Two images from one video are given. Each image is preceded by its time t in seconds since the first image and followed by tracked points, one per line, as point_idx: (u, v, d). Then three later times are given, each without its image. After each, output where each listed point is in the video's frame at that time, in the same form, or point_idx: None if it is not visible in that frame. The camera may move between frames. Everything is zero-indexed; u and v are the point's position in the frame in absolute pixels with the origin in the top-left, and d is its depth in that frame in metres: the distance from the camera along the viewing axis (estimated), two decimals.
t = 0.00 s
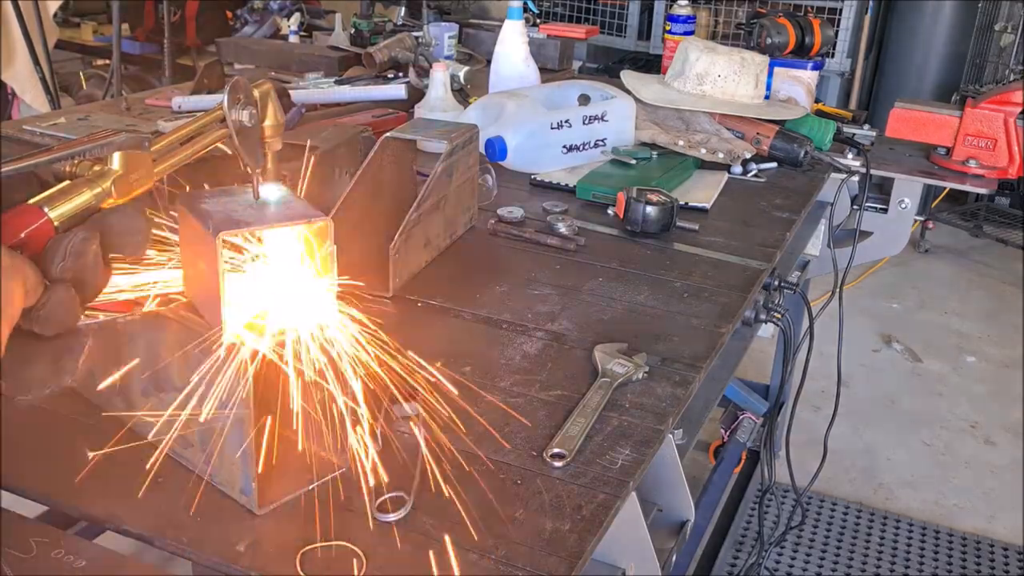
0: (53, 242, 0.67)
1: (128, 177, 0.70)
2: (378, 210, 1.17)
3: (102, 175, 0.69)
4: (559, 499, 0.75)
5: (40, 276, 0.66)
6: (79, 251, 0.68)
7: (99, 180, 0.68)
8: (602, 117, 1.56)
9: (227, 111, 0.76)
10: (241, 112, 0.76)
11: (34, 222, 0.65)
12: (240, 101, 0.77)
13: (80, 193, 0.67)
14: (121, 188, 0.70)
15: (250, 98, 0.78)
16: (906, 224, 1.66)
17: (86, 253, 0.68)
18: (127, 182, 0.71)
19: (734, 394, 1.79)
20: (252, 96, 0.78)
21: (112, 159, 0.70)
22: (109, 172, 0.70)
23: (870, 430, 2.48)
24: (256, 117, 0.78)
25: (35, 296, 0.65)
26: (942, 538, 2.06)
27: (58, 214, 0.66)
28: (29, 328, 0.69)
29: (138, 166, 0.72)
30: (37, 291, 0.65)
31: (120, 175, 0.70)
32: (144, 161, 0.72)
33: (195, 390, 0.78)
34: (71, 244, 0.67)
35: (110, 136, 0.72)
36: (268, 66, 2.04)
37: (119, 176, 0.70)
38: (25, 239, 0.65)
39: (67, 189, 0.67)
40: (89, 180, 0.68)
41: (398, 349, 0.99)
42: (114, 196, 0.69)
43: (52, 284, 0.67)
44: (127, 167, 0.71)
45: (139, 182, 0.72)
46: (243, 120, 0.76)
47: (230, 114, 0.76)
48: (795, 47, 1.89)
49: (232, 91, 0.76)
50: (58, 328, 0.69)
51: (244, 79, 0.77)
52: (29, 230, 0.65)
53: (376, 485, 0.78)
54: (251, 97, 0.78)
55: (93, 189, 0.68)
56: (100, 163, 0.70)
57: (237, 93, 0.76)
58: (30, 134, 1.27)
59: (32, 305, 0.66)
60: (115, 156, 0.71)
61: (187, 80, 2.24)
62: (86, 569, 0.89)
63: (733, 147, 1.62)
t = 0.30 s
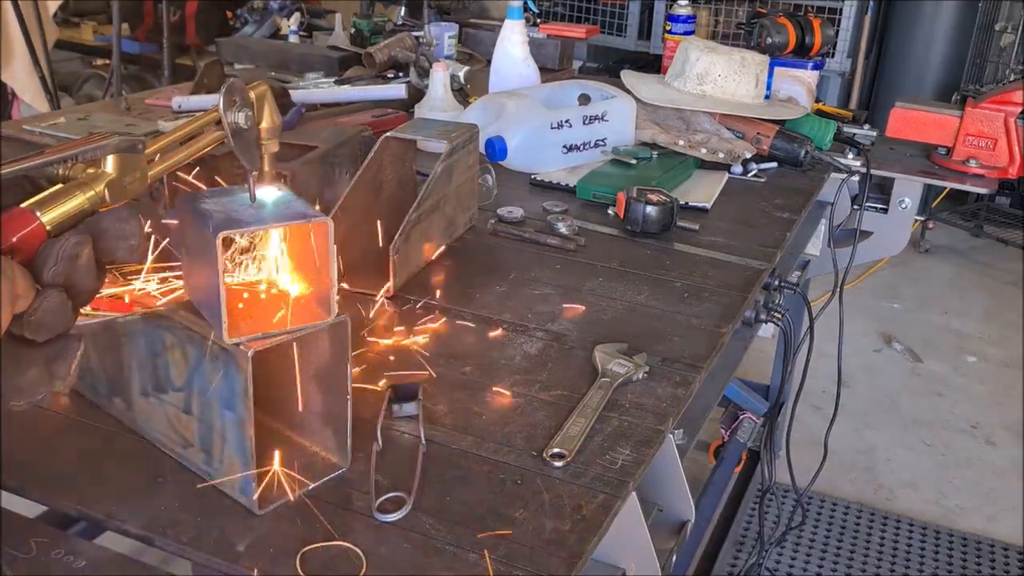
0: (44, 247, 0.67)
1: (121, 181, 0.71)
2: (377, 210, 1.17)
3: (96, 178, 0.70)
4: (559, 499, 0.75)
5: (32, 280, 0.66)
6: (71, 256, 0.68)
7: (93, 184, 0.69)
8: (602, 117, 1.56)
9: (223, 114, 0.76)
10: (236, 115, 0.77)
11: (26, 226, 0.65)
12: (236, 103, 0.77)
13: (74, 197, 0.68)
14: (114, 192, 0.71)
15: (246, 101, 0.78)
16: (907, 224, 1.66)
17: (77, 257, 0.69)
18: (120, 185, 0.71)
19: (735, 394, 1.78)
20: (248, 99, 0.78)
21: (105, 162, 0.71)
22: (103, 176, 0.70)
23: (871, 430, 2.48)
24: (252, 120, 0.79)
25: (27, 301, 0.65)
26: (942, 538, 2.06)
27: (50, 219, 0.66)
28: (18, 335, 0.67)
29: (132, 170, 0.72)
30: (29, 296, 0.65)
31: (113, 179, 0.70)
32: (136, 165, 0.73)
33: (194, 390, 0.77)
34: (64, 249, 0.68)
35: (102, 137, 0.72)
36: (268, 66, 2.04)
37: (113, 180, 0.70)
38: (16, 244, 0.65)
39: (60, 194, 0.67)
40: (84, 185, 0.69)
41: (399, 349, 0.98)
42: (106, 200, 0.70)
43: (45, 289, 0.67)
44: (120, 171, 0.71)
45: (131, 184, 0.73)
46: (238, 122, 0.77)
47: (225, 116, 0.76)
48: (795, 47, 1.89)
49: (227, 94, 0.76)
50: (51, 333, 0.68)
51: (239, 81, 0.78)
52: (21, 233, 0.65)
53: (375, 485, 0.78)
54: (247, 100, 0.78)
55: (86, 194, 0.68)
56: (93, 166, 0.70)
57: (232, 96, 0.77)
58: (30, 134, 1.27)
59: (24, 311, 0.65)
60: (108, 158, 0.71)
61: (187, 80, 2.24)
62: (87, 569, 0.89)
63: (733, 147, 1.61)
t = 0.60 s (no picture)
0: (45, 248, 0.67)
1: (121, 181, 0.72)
2: (377, 210, 1.17)
3: (96, 178, 0.71)
4: (559, 499, 0.75)
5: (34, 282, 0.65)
6: (72, 257, 0.67)
7: (92, 185, 0.70)
8: (602, 117, 1.56)
9: (224, 115, 0.77)
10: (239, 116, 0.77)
11: (27, 226, 0.65)
12: (236, 104, 0.78)
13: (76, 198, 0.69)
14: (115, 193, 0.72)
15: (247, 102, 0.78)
16: (906, 225, 1.66)
17: (78, 258, 0.67)
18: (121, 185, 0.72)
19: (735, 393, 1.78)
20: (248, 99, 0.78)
21: (105, 163, 0.71)
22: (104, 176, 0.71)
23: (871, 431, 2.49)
24: (252, 120, 0.79)
25: (29, 302, 0.64)
26: (942, 538, 2.07)
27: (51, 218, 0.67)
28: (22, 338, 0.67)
29: (132, 170, 0.73)
30: (31, 297, 0.64)
31: (113, 179, 0.71)
32: (136, 165, 0.73)
33: (194, 389, 0.78)
34: (64, 250, 0.67)
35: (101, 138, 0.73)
36: (268, 66, 2.04)
37: (112, 180, 0.71)
38: (17, 244, 0.65)
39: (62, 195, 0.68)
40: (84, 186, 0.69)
41: (399, 349, 0.98)
42: (106, 200, 0.71)
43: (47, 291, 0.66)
44: (120, 171, 0.72)
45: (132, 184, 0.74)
46: (239, 124, 0.77)
47: (227, 117, 0.76)
48: (796, 46, 1.89)
49: (227, 95, 0.77)
50: (56, 335, 0.67)
51: (239, 82, 0.78)
52: (22, 233, 0.65)
53: (375, 485, 0.78)
54: (246, 100, 0.78)
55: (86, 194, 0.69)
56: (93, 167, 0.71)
57: (232, 97, 0.77)
58: (31, 133, 1.27)
59: (27, 312, 0.64)
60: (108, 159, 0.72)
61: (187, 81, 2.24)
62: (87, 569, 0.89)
63: (733, 147, 1.61)
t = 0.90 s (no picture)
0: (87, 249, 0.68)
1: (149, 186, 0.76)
2: (376, 210, 1.17)
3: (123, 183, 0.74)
4: (559, 499, 0.75)
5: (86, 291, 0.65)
6: (120, 265, 0.67)
7: (124, 190, 0.72)
8: (602, 117, 1.56)
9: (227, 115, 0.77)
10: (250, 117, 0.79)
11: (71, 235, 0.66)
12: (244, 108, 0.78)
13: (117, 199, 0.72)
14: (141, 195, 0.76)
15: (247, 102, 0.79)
16: (906, 225, 1.66)
17: (126, 266, 0.67)
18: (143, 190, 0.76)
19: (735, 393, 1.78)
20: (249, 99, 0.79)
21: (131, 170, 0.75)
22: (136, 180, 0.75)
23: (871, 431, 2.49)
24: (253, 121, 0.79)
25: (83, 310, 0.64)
26: (942, 538, 2.07)
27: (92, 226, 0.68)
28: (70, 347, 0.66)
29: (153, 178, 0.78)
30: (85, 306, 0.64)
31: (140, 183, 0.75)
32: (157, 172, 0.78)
33: (194, 389, 0.78)
34: (114, 258, 0.66)
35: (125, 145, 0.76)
36: (268, 66, 2.04)
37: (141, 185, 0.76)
38: (64, 252, 0.66)
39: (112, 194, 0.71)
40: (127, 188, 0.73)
41: (399, 349, 0.98)
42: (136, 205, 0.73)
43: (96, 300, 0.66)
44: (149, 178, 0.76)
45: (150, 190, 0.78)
46: (242, 124, 0.78)
47: (231, 118, 0.77)
48: (795, 46, 1.89)
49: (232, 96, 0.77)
50: (106, 345, 0.66)
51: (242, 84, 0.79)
52: (66, 242, 0.66)
53: (375, 485, 0.78)
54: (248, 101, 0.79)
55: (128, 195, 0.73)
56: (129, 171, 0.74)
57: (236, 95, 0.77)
58: (31, 134, 1.27)
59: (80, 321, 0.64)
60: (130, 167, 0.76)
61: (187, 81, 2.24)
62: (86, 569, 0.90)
63: (733, 147, 1.61)
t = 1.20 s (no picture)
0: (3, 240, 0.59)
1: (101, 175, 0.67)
2: (376, 210, 1.17)
3: (68, 171, 0.66)
4: (559, 500, 0.75)
5: None
6: None
7: (63, 175, 0.65)
8: (602, 116, 1.56)
9: (215, 114, 0.74)
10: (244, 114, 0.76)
11: None
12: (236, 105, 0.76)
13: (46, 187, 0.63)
14: (89, 184, 0.67)
15: (237, 98, 0.76)
16: (907, 225, 1.65)
17: None
18: (96, 180, 0.67)
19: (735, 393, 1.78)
20: (242, 96, 0.76)
21: (80, 156, 0.66)
22: (81, 169, 0.66)
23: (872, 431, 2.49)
24: (246, 118, 0.77)
25: None
26: (943, 539, 2.06)
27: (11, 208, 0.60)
28: None
29: (113, 166, 0.69)
30: None
31: (87, 172, 0.66)
32: (117, 159, 0.69)
33: (194, 390, 0.77)
34: None
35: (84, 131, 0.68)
36: (268, 66, 2.04)
37: (88, 173, 0.66)
38: None
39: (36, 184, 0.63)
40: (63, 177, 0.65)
41: (399, 350, 0.98)
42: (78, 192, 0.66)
43: None
44: (101, 165, 0.67)
45: (108, 180, 0.69)
46: (231, 122, 0.75)
47: (218, 116, 0.74)
48: (796, 46, 1.88)
49: (219, 94, 0.74)
50: None
51: (232, 81, 0.76)
52: None
53: (374, 486, 0.77)
54: (239, 97, 0.76)
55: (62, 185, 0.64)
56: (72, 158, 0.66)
57: (223, 90, 0.74)
58: (30, 133, 1.26)
59: None
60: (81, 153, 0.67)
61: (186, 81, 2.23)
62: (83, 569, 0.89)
63: (733, 147, 1.61)
